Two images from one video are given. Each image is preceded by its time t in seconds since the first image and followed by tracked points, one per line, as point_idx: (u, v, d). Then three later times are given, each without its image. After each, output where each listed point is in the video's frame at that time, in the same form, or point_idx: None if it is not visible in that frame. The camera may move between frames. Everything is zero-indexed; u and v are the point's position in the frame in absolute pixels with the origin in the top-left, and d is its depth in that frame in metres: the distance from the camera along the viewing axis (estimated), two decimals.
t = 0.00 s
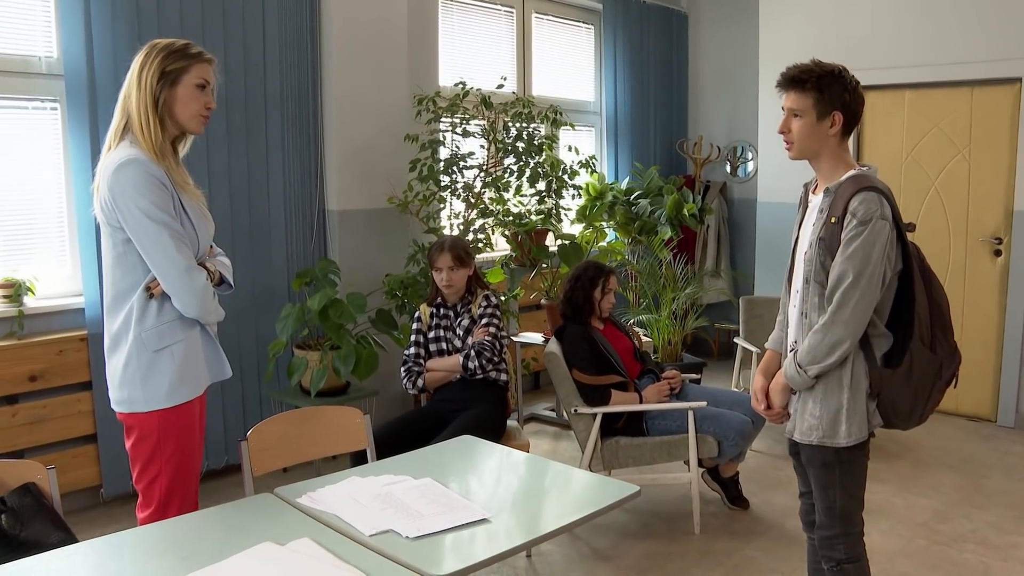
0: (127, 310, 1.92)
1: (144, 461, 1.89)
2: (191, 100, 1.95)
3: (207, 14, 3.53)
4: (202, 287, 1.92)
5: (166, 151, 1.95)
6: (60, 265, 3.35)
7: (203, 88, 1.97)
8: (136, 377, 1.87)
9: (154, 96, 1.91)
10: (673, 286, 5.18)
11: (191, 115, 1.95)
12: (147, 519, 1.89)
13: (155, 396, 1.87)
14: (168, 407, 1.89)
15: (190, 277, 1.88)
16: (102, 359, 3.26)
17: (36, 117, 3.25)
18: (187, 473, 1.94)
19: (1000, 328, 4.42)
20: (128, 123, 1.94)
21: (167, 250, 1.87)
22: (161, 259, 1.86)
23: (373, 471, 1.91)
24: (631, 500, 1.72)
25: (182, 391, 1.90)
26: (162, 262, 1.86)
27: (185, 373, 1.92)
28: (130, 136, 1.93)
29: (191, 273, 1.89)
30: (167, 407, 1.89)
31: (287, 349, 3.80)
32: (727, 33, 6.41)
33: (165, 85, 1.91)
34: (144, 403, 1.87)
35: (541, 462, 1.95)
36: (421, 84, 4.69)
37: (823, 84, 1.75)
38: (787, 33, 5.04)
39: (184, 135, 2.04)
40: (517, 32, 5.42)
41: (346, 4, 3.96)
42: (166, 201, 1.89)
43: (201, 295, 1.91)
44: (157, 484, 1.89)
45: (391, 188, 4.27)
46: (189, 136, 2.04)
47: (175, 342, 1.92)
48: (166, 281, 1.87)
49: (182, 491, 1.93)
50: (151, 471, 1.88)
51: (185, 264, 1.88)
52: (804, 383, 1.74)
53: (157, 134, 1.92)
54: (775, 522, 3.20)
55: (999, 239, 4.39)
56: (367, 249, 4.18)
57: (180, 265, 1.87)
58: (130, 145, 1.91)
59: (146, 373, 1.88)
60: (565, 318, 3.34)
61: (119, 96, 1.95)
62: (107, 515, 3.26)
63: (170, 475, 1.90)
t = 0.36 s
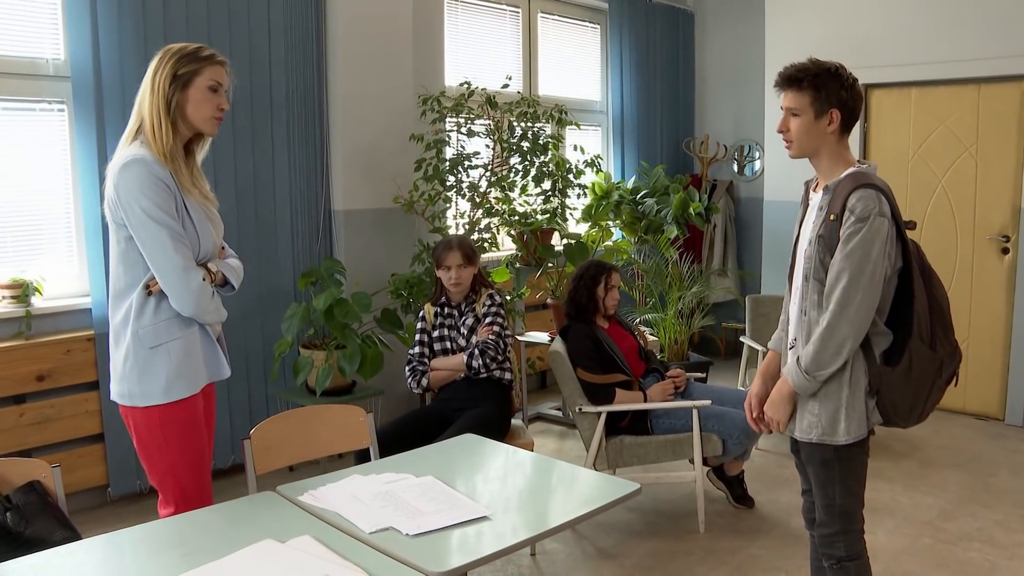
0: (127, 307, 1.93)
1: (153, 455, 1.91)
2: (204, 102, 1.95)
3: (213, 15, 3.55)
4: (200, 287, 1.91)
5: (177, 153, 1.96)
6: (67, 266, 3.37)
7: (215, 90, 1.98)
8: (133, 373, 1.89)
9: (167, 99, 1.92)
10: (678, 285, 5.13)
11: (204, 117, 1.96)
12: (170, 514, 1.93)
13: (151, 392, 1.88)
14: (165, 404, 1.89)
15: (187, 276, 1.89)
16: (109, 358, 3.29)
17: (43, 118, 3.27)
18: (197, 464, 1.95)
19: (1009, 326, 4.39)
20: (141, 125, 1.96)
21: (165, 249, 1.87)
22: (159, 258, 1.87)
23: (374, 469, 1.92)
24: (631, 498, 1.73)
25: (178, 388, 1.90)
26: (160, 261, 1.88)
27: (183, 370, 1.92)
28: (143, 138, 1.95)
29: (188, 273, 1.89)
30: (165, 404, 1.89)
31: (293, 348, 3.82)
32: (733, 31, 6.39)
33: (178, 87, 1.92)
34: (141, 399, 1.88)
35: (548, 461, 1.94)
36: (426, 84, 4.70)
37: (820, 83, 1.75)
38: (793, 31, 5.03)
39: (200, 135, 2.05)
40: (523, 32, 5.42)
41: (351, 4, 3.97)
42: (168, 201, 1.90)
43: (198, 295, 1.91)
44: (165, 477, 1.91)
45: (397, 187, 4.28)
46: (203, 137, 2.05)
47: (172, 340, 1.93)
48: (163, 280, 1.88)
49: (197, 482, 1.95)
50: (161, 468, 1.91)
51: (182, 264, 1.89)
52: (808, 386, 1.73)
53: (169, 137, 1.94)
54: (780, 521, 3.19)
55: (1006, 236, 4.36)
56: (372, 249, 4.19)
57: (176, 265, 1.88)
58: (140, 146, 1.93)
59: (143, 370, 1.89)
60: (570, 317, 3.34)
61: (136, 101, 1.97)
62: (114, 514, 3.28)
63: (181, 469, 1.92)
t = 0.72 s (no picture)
0: (123, 305, 1.95)
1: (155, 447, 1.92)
2: (214, 106, 1.96)
3: (213, 16, 3.56)
4: (195, 290, 1.90)
5: (187, 158, 1.97)
6: (68, 267, 3.39)
7: (226, 94, 1.99)
8: (126, 371, 1.90)
9: (178, 104, 1.93)
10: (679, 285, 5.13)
11: (214, 121, 1.96)
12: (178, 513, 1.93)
13: (142, 390, 1.89)
14: (155, 403, 1.90)
15: (180, 279, 1.88)
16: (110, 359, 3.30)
17: (44, 120, 3.28)
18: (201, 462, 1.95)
19: (1009, 326, 4.39)
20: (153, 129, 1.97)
21: (162, 251, 1.88)
22: (155, 259, 1.88)
23: (371, 469, 1.92)
24: (626, 496, 1.74)
25: (168, 389, 1.90)
26: (156, 262, 1.88)
27: (174, 371, 1.91)
28: (152, 142, 1.97)
29: (182, 275, 1.89)
30: (156, 402, 1.90)
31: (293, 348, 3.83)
32: (734, 32, 6.40)
33: (189, 92, 1.93)
34: (133, 396, 1.90)
35: (549, 462, 1.94)
36: (426, 86, 4.71)
37: (811, 83, 1.76)
38: (792, 31, 5.03)
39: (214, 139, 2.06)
40: (523, 32, 5.43)
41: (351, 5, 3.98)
42: (169, 203, 1.91)
43: (193, 298, 1.90)
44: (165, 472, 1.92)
45: (397, 188, 4.29)
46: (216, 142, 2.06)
47: (166, 340, 1.93)
48: (158, 281, 1.88)
49: (201, 481, 1.95)
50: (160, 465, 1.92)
51: (177, 266, 1.89)
52: (818, 394, 1.71)
53: (179, 141, 1.94)
54: (780, 521, 3.19)
55: (1007, 236, 4.36)
56: (373, 250, 4.20)
57: (171, 267, 1.88)
58: (149, 149, 1.94)
59: (136, 368, 1.90)
60: (568, 317, 3.35)
61: (148, 107, 1.99)
62: (115, 514, 3.29)
63: (179, 467, 1.92)
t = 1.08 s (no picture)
0: (140, 308, 1.95)
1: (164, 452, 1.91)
2: (231, 108, 1.96)
3: (218, 18, 3.57)
4: (213, 293, 1.91)
5: (203, 159, 1.98)
6: (75, 269, 3.40)
7: (243, 95, 1.99)
8: (142, 374, 1.90)
9: (194, 105, 1.94)
10: (685, 286, 5.16)
11: (231, 123, 1.97)
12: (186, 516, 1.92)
13: (157, 393, 1.88)
14: (171, 407, 1.89)
15: (199, 281, 1.88)
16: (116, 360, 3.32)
17: (50, 123, 3.30)
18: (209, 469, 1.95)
19: (1016, 325, 4.37)
20: (169, 129, 1.98)
21: (180, 253, 1.88)
22: (173, 261, 1.89)
23: (375, 469, 1.93)
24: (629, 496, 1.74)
25: (184, 393, 1.90)
26: (173, 264, 1.89)
27: (190, 375, 1.91)
28: (168, 142, 1.97)
29: (200, 277, 1.89)
30: (170, 406, 1.89)
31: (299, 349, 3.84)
32: (738, 31, 6.39)
33: (205, 93, 1.93)
34: (148, 399, 1.89)
35: (554, 462, 1.94)
36: (430, 87, 4.71)
37: (815, 81, 1.75)
38: (797, 31, 5.02)
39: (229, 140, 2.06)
40: (528, 33, 5.43)
41: (355, 6, 3.99)
42: (187, 206, 1.91)
43: (210, 301, 1.90)
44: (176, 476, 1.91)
45: (402, 189, 4.29)
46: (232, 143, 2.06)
47: (182, 344, 1.93)
48: (176, 283, 1.89)
49: (210, 485, 1.94)
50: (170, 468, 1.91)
51: (195, 268, 1.89)
52: (820, 393, 1.70)
53: (195, 143, 1.95)
54: (785, 521, 3.18)
55: (1014, 235, 4.34)
56: (378, 251, 4.21)
57: (190, 269, 1.88)
58: (165, 150, 1.95)
59: (151, 371, 1.90)
60: (571, 318, 3.37)
61: (164, 107, 1.99)
62: (122, 514, 3.31)
63: (190, 470, 1.91)
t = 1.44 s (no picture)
0: (157, 309, 1.84)
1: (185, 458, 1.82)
2: (241, 99, 1.86)
3: (216, 15, 3.56)
4: (234, 289, 1.82)
5: (214, 152, 1.87)
6: (74, 267, 3.41)
7: (253, 86, 1.89)
8: (162, 377, 1.79)
9: (204, 97, 1.83)
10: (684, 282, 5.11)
11: (242, 115, 1.87)
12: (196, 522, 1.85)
13: (180, 397, 1.79)
14: (194, 410, 1.80)
15: (220, 278, 1.79)
16: (116, 358, 3.32)
17: (49, 121, 3.31)
18: (230, 471, 1.87)
19: (1015, 320, 4.38)
20: (176, 121, 1.87)
21: (198, 249, 1.78)
22: (192, 258, 1.78)
23: (374, 465, 1.93)
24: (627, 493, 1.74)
25: (208, 394, 1.81)
26: (192, 261, 1.78)
27: (213, 376, 1.82)
28: (177, 135, 1.86)
29: (221, 273, 1.79)
30: (193, 408, 1.80)
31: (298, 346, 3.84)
32: (738, 28, 6.38)
33: (215, 85, 1.83)
34: (169, 403, 1.79)
35: (553, 458, 1.94)
36: (429, 84, 4.71)
37: (813, 76, 1.76)
38: (796, 27, 5.02)
39: (237, 133, 1.95)
40: (527, 30, 5.43)
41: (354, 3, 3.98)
42: (202, 199, 1.81)
43: (232, 298, 1.81)
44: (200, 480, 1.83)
45: (401, 186, 4.29)
46: (241, 136, 1.96)
47: (203, 343, 1.83)
48: (196, 281, 1.78)
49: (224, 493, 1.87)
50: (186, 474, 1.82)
51: (215, 264, 1.79)
52: (819, 388, 1.71)
53: (207, 136, 1.84)
54: (784, 516, 3.19)
55: (1013, 230, 4.34)
56: (377, 248, 4.21)
57: (210, 265, 1.78)
58: (175, 143, 1.84)
59: (173, 374, 1.79)
60: (569, 314, 3.36)
61: (169, 98, 1.88)
62: (122, 512, 3.32)
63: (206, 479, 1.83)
